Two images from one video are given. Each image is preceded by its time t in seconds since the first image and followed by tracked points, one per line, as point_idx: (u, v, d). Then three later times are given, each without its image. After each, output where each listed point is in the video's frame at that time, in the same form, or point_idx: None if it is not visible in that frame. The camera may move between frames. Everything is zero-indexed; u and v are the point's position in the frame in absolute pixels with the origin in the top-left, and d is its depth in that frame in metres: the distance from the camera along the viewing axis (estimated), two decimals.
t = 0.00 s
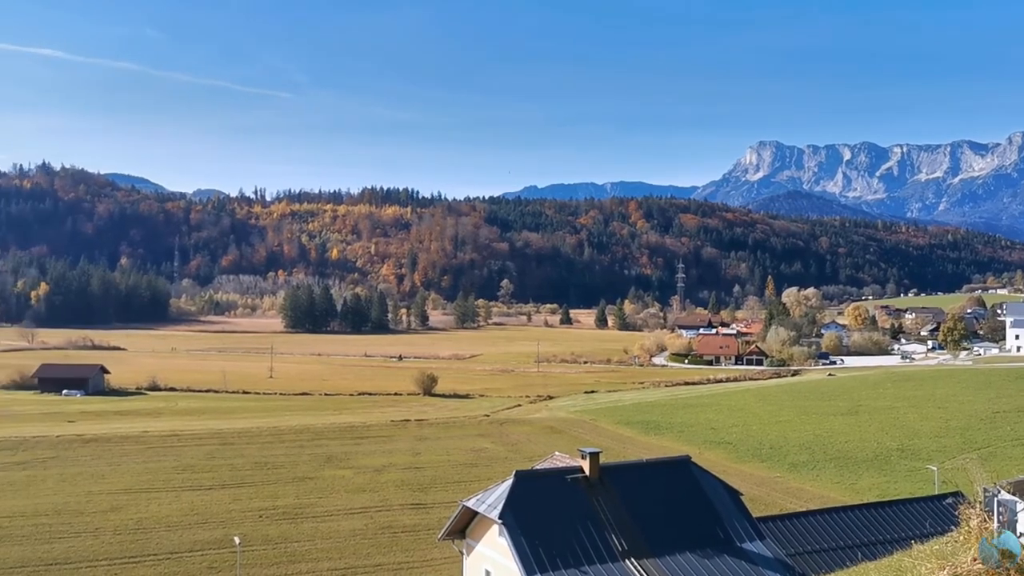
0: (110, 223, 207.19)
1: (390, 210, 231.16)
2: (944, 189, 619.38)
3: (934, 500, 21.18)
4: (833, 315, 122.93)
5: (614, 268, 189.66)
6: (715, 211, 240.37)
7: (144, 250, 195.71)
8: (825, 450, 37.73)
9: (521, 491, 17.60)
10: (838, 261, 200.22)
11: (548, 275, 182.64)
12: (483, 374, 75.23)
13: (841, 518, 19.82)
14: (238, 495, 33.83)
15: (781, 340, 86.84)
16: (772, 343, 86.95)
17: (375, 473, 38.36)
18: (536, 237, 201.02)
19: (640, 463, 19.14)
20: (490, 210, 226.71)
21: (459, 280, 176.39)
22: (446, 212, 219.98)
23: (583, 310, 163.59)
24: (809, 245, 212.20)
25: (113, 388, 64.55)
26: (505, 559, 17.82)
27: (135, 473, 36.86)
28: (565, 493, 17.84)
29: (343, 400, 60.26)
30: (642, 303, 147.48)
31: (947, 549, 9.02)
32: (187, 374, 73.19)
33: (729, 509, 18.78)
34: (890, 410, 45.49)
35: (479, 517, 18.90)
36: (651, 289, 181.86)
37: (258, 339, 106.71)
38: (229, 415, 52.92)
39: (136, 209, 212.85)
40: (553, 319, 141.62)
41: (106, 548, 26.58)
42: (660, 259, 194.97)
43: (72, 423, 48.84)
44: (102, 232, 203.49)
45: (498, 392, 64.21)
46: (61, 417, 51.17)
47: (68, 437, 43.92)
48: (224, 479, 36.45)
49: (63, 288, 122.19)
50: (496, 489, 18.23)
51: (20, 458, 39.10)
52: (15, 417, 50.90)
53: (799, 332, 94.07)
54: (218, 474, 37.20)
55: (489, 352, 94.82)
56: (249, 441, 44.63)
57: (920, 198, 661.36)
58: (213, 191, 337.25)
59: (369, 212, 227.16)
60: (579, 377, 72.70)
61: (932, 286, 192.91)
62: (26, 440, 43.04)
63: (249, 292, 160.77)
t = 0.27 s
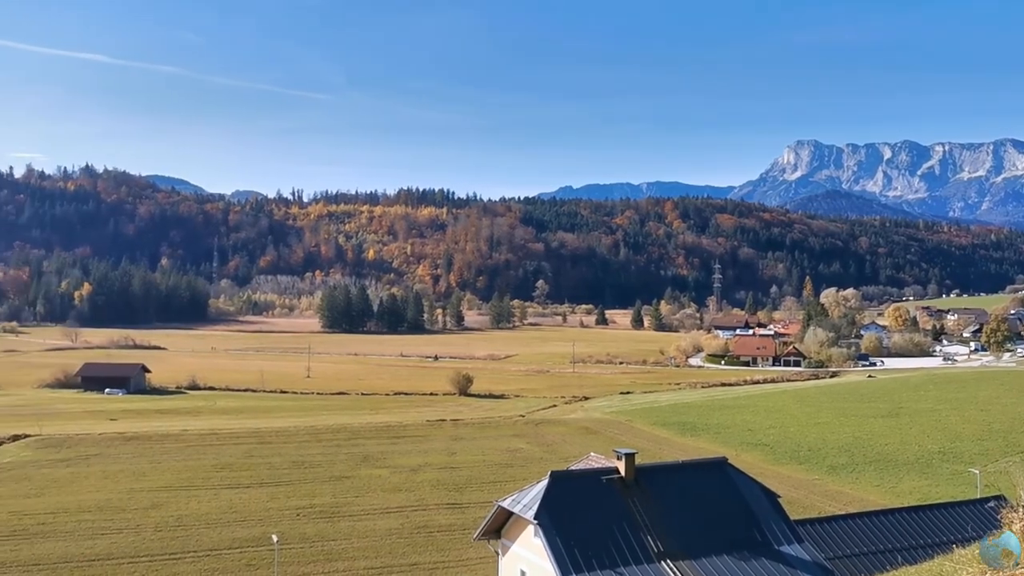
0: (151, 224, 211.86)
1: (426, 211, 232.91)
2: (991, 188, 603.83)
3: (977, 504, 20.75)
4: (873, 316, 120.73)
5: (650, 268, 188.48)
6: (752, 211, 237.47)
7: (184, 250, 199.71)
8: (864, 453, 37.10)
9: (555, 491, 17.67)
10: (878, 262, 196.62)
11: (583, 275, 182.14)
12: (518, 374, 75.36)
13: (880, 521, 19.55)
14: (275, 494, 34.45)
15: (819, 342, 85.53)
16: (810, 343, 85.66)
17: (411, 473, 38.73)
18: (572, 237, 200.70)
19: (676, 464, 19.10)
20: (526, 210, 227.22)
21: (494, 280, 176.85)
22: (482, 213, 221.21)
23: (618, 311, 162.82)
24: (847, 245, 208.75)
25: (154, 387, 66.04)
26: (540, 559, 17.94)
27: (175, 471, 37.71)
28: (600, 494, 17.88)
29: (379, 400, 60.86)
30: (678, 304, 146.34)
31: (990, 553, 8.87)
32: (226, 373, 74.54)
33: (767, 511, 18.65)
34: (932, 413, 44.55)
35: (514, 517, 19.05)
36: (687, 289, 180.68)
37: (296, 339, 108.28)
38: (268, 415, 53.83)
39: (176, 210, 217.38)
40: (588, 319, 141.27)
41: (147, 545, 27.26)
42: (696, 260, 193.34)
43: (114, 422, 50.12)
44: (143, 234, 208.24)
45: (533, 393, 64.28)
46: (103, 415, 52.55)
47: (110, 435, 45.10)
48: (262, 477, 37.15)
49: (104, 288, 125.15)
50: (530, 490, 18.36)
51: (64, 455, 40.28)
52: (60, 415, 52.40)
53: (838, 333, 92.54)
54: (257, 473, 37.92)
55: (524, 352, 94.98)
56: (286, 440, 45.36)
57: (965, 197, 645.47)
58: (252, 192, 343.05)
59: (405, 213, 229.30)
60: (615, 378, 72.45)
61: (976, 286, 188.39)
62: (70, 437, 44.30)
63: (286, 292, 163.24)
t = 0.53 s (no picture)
0: (209, 227, 217.83)
1: (478, 212, 234.43)
2: None
3: None
4: (934, 317, 117.10)
5: (703, 269, 186.13)
6: (807, 210, 232.64)
7: (241, 252, 204.80)
8: (926, 456, 36.08)
9: (608, 493, 17.73)
10: (939, 261, 190.72)
11: (635, 276, 180.85)
12: (569, 375, 75.32)
13: (940, 526, 19.07)
14: (330, 493, 35.23)
15: (877, 343, 83.33)
16: (868, 345, 83.54)
17: (464, 473, 39.19)
18: (623, 238, 199.53)
19: (731, 467, 18.94)
20: (577, 211, 226.95)
21: (545, 281, 176.98)
22: (533, 214, 221.71)
23: (671, 312, 161.10)
24: (907, 245, 203.14)
25: (212, 387, 68.07)
26: (592, 561, 18.00)
27: (234, 470, 38.84)
28: (653, 495, 17.89)
29: (431, 400, 61.63)
30: (731, 305, 144.30)
31: None
32: (281, 373, 76.31)
33: (825, 516, 18.40)
34: (998, 416, 43.04)
35: (567, 518, 19.19)
36: (741, 290, 178.34)
37: (350, 340, 110.22)
38: (323, 415, 55.03)
39: (233, 213, 223.17)
40: (640, 321, 140.24)
41: (206, 541, 28.16)
42: (749, 260, 190.31)
43: (174, 421, 51.87)
44: (201, 236, 214.24)
45: (585, 394, 64.16)
46: (164, 414, 54.41)
47: (170, 433, 46.70)
48: (318, 476, 38.02)
49: (164, 290, 129.30)
50: (583, 491, 18.44)
51: (128, 453, 41.86)
52: (123, 413, 54.40)
53: (897, 334, 90.03)
54: (312, 472, 38.83)
55: (575, 354, 94.88)
56: (341, 439, 46.31)
57: None
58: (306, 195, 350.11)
59: (457, 214, 231.19)
60: (667, 379, 71.83)
61: None
62: (133, 435, 46.01)
63: (340, 294, 166.35)
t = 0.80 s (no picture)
0: (242, 228, 220.80)
1: (508, 213, 234.97)
2: None
3: None
4: (972, 318, 114.74)
5: (735, 269, 184.32)
6: (840, 210, 229.34)
7: (273, 253, 207.34)
8: (963, 459, 35.37)
9: (638, 494, 17.73)
10: (977, 261, 186.89)
11: (667, 276, 179.67)
12: (600, 376, 75.13)
13: (976, 530, 18.72)
14: (362, 493, 35.61)
15: (913, 344, 81.85)
16: (904, 346, 82.07)
17: (494, 474, 39.35)
18: (654, 238, 198.40)
19: (763, 469, 18.82)
20: (607, 211, 226.43)
21: (576, 282, 176.70)
22: (563, 214, 221.59)
23: (703, 312, 159.84)
24: (943, 244, 199.39)
25: (246, 387, 69.16)
26: (624, 562, 18.03)
27: (268, 469, 39.46)
28: (684, 496, 17.86)
29: (461, 401, 61.92)
30: (763, 305, 142.83)
31: None
32: (313, 373, 77.25)
33: (859, 520, 18.19)
34: None
35: (598, 520, 19.21)
36: (773, 291, 176.67)
37: (381, 340, 111.16)
38: (355, 415, 55.61)
39: (265, 214, 226.04)
40: (672, 321, 139.36)
41: (239, 540, 28.66)
42: (782, 260, 188.18)
43: (208, 420, 52.82)
44: (234, 236, 217.19)
45: (615, 395, 63.97)
46: (198, 414, 55.45)
47: (204, 433, 47.54)
48: (350, 476, 38.47)
49: (198, 291, 131.46)
50: (613, 493, 18.46)
51: (164, 451, 42.71)
52: (158, 413, 55.51)
53: (934, 335, 88.34)
54: (343, 472, 39.30)
55: (605, 355, 94.60)
56: (372, 439, 46.78)
57: None
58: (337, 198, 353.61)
59: (487, 215, 231.98)
60: (698, 381, 71.28)
61: None
62: (169, 434, 46.93)
63: (372, 294, 167.90)
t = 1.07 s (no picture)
0: (267, 225, 222.87)
1: (532, 211, 235.26)
2: None
3: None
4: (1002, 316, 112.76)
5: (760, 266, 182.79)
6: (866, 206, 226.58)
7: (298, 250, 209.08)
8: (992, 458, 34.88)
9: (663, 491, 17.76)
10: (1007, 258, 183.76)
11: (691, 273, 178.61)
12: (624, 373, 74.97)
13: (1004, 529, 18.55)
14: (387, 489, 35.98)
15: (942, 342, 80.64)
16: (932, 344, 80.90)
17: (518, 470, 39.54)
18: (679, 235, 197.25)
19: (788, 467, 18.77)
20: (631, 208, 225.78)
21: (600, 279, 176.24)
22: (587, 211, 221.18)
23: (728, 310, 158.72)
24: (972, 241, 196.37)
25: (271, 383, 70.01)
26: (648, 560, 18.05)
27: (294, 465, 39.98)
28: (709, 493, 17.87)
29: (485, 398, 62.17)
30: (788, 303, 141.59)
31: None
32: (338, 370, 77.91)
33: (885, 518, 18.10)
34: None
35: (622, 516, 19.27)
36: (799, 288, 175.35)
37: (405, 337, 111.85)
38: (380, 411, 56.05)
39: (290, 211, 228.12)
40: (696, 318, 138.57)
41: (265, 535, 29.10)
42: (807, 258, 186.33)
43: (234, 416, 53.53)
44: (259, 234, 219.32)
45: (640, 392, 63.82)
46: (225, 410, 56.27)
47: (231, 428, 48.23)
48: (374, 472, 38.86)
49: (225, 288, 133.04)
50: (637, 490, 18.51)
51: (191, 447, 43.39)
52: (186, 409, 56.37)
53: (963, 332, 87.01)
54: (368, 468, 39.68)
55: (629, 352, 94.34)
56: (397, 436, 47.15)
57: None
58: (361, 196, 355.69)
59: (511, 212, 232.44)
60: (723, 378, 70.85)
61: None
62: (196, 430, 47.66)
63: (396, 291, 169.00)
